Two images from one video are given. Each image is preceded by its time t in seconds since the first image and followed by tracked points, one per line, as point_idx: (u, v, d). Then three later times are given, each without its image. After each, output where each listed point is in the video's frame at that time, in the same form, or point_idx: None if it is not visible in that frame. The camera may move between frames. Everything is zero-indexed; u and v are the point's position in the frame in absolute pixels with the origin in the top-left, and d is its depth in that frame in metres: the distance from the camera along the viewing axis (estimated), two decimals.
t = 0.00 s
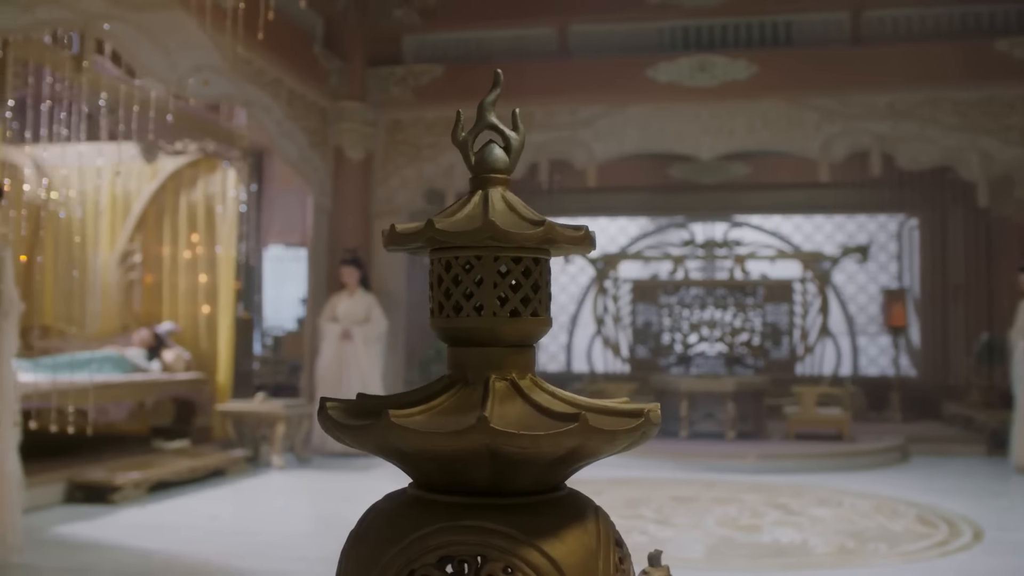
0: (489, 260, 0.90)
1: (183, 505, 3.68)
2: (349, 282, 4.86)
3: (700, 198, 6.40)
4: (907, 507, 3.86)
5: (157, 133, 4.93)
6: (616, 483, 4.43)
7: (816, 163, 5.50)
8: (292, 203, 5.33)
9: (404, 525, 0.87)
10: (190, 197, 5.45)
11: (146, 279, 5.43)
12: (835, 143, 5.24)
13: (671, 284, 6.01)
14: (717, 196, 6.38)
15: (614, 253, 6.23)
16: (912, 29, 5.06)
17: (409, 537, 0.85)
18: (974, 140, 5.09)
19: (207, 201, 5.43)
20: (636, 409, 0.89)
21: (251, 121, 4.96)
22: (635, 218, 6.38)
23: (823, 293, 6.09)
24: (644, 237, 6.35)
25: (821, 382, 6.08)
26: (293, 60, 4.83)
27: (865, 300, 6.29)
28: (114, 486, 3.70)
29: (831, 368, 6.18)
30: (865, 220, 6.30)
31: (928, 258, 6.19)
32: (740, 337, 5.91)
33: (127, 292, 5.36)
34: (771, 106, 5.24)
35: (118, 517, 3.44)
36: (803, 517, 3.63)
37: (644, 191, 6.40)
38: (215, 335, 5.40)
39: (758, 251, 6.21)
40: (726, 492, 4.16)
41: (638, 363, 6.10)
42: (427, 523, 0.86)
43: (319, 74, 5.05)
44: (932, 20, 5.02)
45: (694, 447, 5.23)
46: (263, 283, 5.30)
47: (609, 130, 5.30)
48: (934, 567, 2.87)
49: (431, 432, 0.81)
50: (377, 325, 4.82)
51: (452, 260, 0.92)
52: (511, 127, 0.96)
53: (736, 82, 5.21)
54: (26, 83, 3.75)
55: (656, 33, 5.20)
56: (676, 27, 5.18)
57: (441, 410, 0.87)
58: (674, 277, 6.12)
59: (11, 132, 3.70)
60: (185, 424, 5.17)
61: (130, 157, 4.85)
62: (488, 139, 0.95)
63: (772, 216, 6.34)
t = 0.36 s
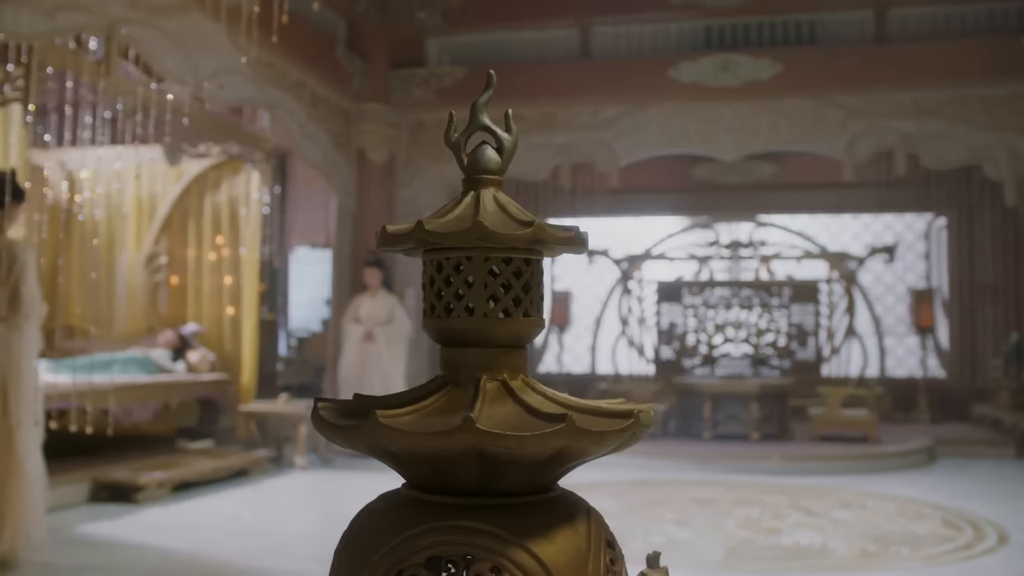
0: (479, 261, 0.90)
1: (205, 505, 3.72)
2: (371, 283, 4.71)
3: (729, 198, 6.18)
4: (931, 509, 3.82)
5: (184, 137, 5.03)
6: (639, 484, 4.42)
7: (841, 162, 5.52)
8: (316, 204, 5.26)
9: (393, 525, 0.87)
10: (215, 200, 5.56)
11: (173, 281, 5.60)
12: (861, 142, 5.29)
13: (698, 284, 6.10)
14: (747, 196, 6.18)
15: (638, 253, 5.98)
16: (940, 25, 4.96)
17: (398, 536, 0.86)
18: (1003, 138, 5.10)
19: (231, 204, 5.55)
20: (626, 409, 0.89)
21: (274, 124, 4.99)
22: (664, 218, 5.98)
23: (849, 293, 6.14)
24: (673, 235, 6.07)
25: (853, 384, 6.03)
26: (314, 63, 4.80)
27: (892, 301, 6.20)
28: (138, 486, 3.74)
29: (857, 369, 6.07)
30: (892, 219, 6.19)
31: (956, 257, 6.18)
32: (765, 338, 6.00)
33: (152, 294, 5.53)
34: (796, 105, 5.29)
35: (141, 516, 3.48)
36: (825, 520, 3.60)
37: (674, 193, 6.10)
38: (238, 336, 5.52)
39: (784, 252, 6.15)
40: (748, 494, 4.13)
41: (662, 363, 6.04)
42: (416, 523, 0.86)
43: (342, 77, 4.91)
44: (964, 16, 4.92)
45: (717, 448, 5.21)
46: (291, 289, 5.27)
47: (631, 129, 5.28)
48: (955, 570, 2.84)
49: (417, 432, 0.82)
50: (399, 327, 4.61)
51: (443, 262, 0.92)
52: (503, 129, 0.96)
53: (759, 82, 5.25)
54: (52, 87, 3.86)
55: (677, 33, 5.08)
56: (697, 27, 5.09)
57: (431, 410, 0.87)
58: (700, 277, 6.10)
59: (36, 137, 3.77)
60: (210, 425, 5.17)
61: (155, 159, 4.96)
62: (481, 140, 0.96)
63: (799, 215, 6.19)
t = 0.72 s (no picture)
0: (474, 262, 0.91)
1: (232, 505, 3.74)
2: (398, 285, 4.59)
3: (755, 199, 6.04)
4: (960, 512, 3.77)
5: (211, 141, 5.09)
6: (665, 485, 4.40)
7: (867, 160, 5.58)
8: (343, 206, 5.21)
9: (388, 525, 0.88)
10: (242, 202, 5.62)
11: (201, 283, 5.62)
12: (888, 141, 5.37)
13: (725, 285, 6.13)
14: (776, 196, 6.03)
15: (667, 254, 6.10)
16: (974, 20, 4.89)
17: (392, 535, 0.86)
18: None
19: (259, 206, 5.60)
20: (620, 410, 0.89)
21: (300, 126, 5.00)
22: (687, 219, 6.05)
23: (880, 293, 6.03)
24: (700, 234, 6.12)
25: (872, 388, 5.84)
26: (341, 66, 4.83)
27: (923, 301, 6.02)
28: (165, 485, 3.78)
29: (888, 371, 5.89)
30: (923, 219, 5.99)
31: (989, 257, 5.84)
32: (794, 338, 6.03)
33: (181, 296, 5.53)
34: (823, 105, 5.28)
35: (169, 515, 3.51)
36: (852, 522, 3.57)
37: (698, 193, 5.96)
38: (268, 338, 5.51)
39: (813, 252, 6.09)
40: (774, 495, 4.10)
41: (690, 364, 6.05)
42: (411, 521, 0.86)
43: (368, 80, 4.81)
44: (996, 11, 4.87)
45: (744, 449, 5.17)
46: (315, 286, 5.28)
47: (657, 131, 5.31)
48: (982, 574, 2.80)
49: (409, 432, 0.82)
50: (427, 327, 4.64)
51: (439, 262, 0.92)
52: (500, 129, 0.96)
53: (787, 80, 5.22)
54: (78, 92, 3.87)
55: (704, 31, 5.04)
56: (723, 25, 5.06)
57: (426, 410, 0.88)
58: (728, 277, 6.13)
59: (63, 140, 3.83)
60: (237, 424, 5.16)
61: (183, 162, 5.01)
62: (478, 141, 0.96)
63: (827, 215, 6.06)
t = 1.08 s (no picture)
0: (473, 262, 0.91)
1: (262, 504, 3.78)
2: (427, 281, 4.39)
3: (789, 199, 5.95)
4: (994, 515, 3.71)
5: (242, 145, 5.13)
6: (694, 487, 4.37)
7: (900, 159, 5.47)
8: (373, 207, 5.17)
9: (387, 524, 0.88)
10: (273, 203, 5.69)
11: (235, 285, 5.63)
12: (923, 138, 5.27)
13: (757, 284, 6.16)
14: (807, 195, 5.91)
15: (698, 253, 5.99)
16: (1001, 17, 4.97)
17: (390, 534, 0.87)
18: None
19: (289, 207, 5.66)
20: (618, 410, 0.89)
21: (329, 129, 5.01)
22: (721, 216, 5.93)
23: (914, 292, 6.01)
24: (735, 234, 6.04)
25: (909, 387, 5.86)
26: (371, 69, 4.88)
27: (960, 301, 5.95)
28: (195, 484, 3.82)
29: (922, 371, 5.91)
30: (959, 218, 5.86)
31: None
32: (827, 338, 6.03)
33: (214, 297, 5.53)
34: (854, 102, 5.14)
35: (199, 513, 3.56)
36: (882, 524, 3.53)
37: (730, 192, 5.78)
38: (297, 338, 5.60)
39: (848, 251, 6.12)
40: (804, 497, 4.06)
41: (723, 364, 6.11)
42: (409, 521, 0.87)
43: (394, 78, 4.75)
44: None
45: (775, 450, 5.13)
46: (347, 284, 5.33)
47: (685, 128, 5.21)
48: None
49: (406, 431, 0.83)
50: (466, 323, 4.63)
51: (439, 263, 0.93)
52: (501, 130, 0.97)
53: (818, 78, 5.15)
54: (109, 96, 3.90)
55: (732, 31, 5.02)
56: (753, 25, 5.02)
57: (424, 410, 0.88)
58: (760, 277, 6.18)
59: (94, 143, 3.89)
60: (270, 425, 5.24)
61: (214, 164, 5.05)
62: (479, 142, 0.96)
63: (862, 214, 5.98)
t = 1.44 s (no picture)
0: (477, 262, 0.92)
1: (292, 503, 3.81)
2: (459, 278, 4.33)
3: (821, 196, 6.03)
4: None
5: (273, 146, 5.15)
6: (724, 488, 4.35)
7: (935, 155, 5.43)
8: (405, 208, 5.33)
9: (389, 523, 0.89)
10: (304, 205, 5.76)
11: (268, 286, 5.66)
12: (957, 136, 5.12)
13: (790, 284, 6.16)
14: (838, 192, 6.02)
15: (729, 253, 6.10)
16: None
17: (392, 533, 0.87)
18: None
19: (319, 209, 5.75)
20: (619, 411, 0.89)
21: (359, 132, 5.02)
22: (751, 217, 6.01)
23: (949, 292, 6.02)
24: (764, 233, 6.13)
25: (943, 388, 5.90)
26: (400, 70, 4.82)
27: (996, 300, 5.99)
28: (226, 483, 3.86)
29: (959, 371, 5.92)
30: (996, 216, 5.91)
31: None
32: (861, 339, 5.99)
33: (247, 297, 5.53)
34: (887, 99, 5.05)
35: (229, 513, 3.60)
36: (913, 526, 3.49)
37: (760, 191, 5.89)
38: (329, 338, 5.73)
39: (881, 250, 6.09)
40: (835, 499, 4.03)
41: (754, 365, 6.10)
42: (410, 521, 0.87)
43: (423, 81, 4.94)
44: None
45: (807, 452, 5.09)
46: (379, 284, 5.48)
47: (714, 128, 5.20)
48: None
49: (405, 431, 0.83)
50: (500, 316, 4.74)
51: (443, 263, 0.93)
52: (505, 131, 0.97)
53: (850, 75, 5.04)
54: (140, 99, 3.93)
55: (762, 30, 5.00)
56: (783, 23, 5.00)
57: (426, 410, 0.89)
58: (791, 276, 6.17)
59: (128, 147, 3.95)
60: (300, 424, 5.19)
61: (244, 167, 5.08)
62: (483, 144, 0.97)
63: (895, 213, 6.03)
